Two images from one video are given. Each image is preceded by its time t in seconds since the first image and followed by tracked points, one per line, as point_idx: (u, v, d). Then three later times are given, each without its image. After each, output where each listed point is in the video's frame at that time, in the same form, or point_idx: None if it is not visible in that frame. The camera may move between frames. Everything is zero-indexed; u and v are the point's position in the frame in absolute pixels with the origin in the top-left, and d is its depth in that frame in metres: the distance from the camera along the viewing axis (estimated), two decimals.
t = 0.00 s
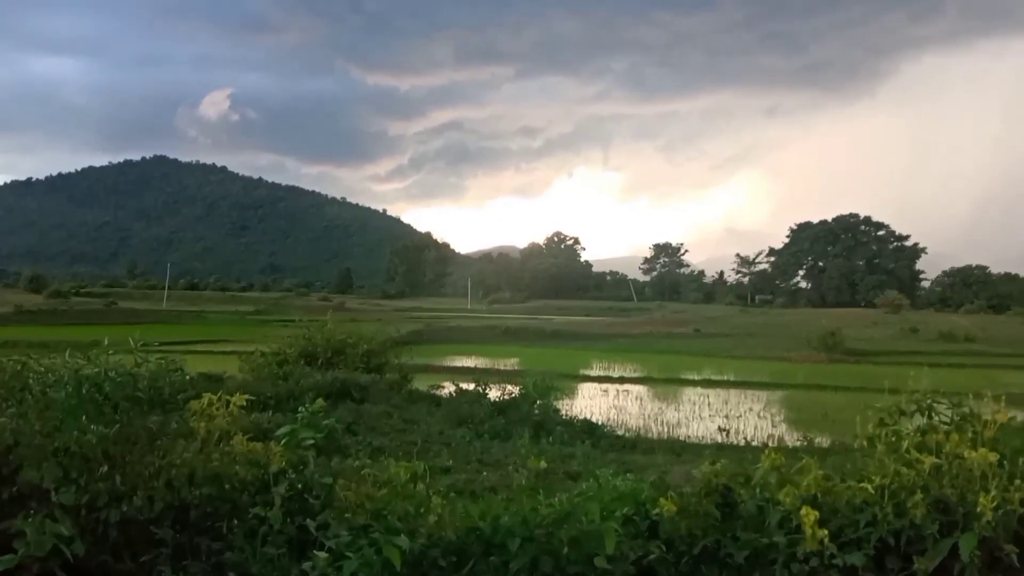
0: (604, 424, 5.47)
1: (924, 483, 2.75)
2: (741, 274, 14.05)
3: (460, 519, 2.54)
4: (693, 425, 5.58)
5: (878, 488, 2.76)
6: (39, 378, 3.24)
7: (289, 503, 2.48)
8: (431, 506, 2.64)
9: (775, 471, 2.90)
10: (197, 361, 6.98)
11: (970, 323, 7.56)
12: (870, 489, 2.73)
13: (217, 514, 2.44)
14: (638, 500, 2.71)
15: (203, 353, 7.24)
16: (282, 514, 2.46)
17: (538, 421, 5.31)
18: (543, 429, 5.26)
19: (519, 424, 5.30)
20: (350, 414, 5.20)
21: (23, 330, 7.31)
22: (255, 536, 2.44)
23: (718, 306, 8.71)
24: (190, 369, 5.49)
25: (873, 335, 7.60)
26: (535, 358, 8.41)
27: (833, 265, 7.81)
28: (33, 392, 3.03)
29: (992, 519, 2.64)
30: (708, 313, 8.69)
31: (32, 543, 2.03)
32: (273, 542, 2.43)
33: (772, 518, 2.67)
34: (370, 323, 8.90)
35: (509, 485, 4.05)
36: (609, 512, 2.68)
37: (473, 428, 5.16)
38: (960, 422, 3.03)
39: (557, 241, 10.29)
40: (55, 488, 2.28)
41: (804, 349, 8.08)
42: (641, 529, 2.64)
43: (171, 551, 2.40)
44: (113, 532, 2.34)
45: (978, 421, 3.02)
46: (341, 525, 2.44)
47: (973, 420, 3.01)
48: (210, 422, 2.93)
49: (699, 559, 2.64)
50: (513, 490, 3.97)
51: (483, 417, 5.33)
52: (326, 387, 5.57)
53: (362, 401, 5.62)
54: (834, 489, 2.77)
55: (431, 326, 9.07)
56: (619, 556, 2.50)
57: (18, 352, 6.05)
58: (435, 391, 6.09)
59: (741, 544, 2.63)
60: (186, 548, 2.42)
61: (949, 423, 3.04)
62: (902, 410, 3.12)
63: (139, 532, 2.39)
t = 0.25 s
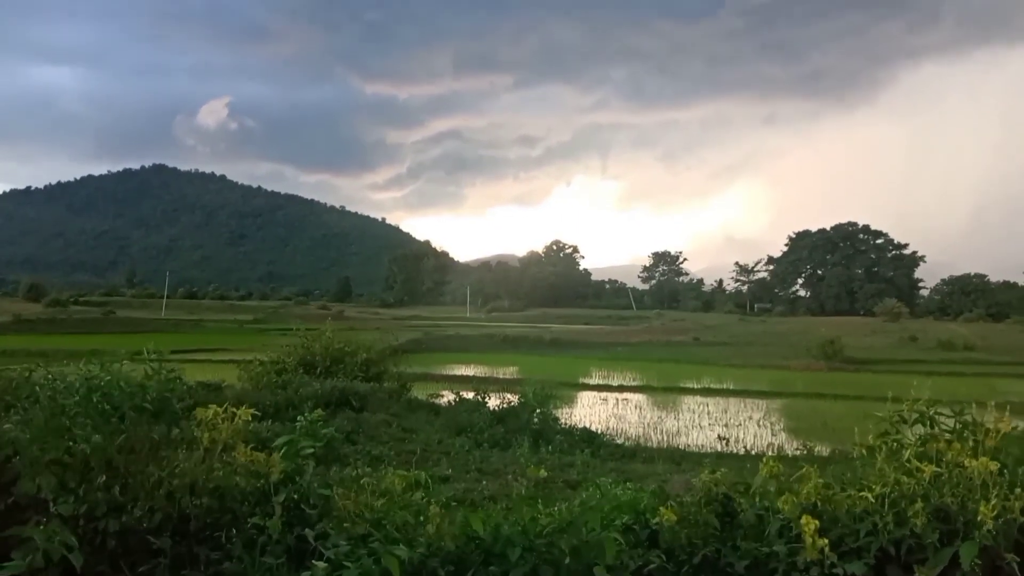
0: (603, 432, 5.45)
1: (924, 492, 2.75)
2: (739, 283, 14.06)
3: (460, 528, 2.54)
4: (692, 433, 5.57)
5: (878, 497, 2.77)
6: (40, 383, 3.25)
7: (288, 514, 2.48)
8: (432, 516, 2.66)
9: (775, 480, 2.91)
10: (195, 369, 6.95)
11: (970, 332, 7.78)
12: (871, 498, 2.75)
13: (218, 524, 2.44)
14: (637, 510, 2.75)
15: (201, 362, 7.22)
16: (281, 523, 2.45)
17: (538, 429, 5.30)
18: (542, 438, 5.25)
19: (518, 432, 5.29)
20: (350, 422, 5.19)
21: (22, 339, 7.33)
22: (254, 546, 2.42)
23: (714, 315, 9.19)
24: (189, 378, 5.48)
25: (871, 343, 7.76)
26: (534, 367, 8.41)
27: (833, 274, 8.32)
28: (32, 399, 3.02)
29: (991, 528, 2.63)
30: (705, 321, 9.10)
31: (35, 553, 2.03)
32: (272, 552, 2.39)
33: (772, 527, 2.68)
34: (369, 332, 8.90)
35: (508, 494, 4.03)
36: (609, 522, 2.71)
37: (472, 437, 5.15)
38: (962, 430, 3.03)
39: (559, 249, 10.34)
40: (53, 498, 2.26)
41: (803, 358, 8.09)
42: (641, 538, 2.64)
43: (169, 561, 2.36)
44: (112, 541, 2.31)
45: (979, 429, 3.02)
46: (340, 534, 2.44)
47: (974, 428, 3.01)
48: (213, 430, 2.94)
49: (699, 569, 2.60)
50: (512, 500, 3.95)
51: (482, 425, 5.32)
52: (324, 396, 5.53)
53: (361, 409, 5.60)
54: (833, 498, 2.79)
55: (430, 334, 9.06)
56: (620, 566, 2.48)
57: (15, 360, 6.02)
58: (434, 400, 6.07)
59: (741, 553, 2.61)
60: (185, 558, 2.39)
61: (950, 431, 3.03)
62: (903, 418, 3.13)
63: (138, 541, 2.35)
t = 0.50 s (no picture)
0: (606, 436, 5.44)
1: (927, 497, 2.76)
2: (740, 288, 14.08)
3: (463, 534, 2.54)
4: (695, 438, 5.57)
5: (881, 502, 2.79)
6: (46, 390, 3.28)
7: (292, 518, 2.48)
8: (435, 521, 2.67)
9: (778, 485, 2.90)
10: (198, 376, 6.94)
11: (974, 335, 7.89)
12: (874, 503, 2.77)
13: (220, 531, 2.43)
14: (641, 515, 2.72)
15: (204, 369, 7.22)
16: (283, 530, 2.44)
17: (540, 434, 5.31)
18: (545, 444, 5.25)
19: (521, 437, 5.28)
20: (351, 428, 5.19)
21: (24, 346, 7.33)
22: (257, 553, 2.40)
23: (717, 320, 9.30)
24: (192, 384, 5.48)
25: (875, 346, 7.79)
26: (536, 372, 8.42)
27: (834, 278, 8.65)
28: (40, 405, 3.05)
29: (996, 533, 2.62)
30: (709, 326, 9.21)
31: (34, 561, 2.06)
32: (274, 558, 2.38)
33: (775, 533, 2.65)
34: (372, 338, 8.91)
35: (511, 500, 4.03)
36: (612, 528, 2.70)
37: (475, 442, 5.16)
38: (964, 435, 3.04)
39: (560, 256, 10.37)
40: (54, 505, 2.25)
41: (806, 362, 8.08)
42: (644, 544, 2.62)
43: (172, 568, 2.34)
44: (113, 549, 2.30)
45: (982, 434, 3.03)
46: (343, 541, 2.44)
47: (977, 432, 3.02)
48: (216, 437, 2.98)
49: (702, 575, 2.59)
50: (515, 505, 3.95)
51: (485, 431, 5.31)
52: (327, 402, 5.52)
53: (364, 415, 5.59)
54: (836, 504, 2.81)
55: (432, 340, 9.08)
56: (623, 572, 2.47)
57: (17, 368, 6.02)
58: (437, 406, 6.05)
59: (745, 559, 2.59)
60: (187, 566, 2.37)
61: (953, 436, 3.07)
62: (906, 423, 3.15)
63: (141, 548, 2.33)
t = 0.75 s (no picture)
0: (603, 447, 5.38)
1: (923, 508, 2.76)
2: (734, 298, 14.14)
3: (456, 544, 2.53)
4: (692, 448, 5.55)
5: (877, 512, 2.78)
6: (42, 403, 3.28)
7: (286, 529, 2.48)
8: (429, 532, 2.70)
9: (773, 496, 2.89)
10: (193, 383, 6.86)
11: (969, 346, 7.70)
12: (870, 514, 2.74)
13: (213, 542, 2.43)
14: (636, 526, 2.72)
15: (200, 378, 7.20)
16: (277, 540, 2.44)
17: (536, 444, 5.29)
18: (541, 454, 5.24)
19: (516, 448, 5.28)
20: (346, 439, 5.23)
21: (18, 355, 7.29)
22: (251, 563, 2.41)
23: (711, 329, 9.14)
24: (187, 393, 5.47)
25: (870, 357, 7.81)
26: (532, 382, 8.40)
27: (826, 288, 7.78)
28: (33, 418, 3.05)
29: (991, 544, 2.64)
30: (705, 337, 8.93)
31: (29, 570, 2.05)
32: (267, 570, 2.38)
33: (771, 542, 2.65)
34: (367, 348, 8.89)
35: (506, 511, 4.02)
36: (607, 539, 2.69)
37: (470, 454, 5.23)
38: (957, 446, 3.05)
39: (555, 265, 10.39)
40: (49, 515, 2.26)
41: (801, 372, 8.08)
42: (640, 555, 2.62)
43: None
44: (107, 560, 2.31)
45: (974, 444, 3.02)
46: (336, 552, 2.44)
47: (969, 443, 3.02)
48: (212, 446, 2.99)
49: None
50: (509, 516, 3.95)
51: (481, 441, 5.30)
52: (322, 412, 5.55)
53: (359, 425, 5.56)
54: (833, 514, 2.79)
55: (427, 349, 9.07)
56: None
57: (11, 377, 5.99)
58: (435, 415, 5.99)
59: (740, 570, 2.59)
60: None
61: (944, 446, 3.07)
62: (900, 434, 3.15)
63: (133, 559, 2.35)
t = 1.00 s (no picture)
0: (602, 455, 5.35)
1: (921, 516, 2.78)
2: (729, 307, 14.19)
3: (455, 554, 2.52)
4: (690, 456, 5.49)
5: (875, 520, 2.77)
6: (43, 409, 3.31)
7: (284, 537, 2.47)
8: (427, 541, 2.71)
9: (771, 504, 2.90)
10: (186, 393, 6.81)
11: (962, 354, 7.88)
12: (868, 522, 2.74)
13: (211, 551, 2.44)
14: (635, 535, 2.71)
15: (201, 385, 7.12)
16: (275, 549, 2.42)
17: (534, 452, 5.30)
18: (539, 463, 5.26)
19: (514, 456, 5.27)
20: (343, 448, 5.22)
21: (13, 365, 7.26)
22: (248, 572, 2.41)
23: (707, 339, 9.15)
24: (183, 403, 5.37)
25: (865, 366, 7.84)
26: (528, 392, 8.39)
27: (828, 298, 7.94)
28: (29, 424, 3.05)
29: (990, 552, 2.65)
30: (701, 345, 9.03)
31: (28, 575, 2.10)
32: None
33: (770, 552, 2.63)
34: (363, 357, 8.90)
35: (504, 519, 4.02)
36: (606, 548, 2.70)
37: (468, 460, 5.22)
38: (956, 454, 3.07)
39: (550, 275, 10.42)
40: (45, 524, 2.33)
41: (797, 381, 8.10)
42: (639, 565, 2.62)
43: None
44: (104, 567, 2.31)
45: (972, 452, 3.05)
46: (334, 561, 2.46)
47: (969, 451, 3.05)
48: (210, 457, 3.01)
49: None
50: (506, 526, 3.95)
51: (479, 448, 5.28)
52: (319, 420, 5.48)
53: (357, 434, 5.48)
54: (830, 523, 2.78)
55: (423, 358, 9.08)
56: None
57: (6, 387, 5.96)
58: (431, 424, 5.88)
59: None
60: None
61: (944, 454, 3.08)
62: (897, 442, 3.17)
63: (130, 567, 2.35)
